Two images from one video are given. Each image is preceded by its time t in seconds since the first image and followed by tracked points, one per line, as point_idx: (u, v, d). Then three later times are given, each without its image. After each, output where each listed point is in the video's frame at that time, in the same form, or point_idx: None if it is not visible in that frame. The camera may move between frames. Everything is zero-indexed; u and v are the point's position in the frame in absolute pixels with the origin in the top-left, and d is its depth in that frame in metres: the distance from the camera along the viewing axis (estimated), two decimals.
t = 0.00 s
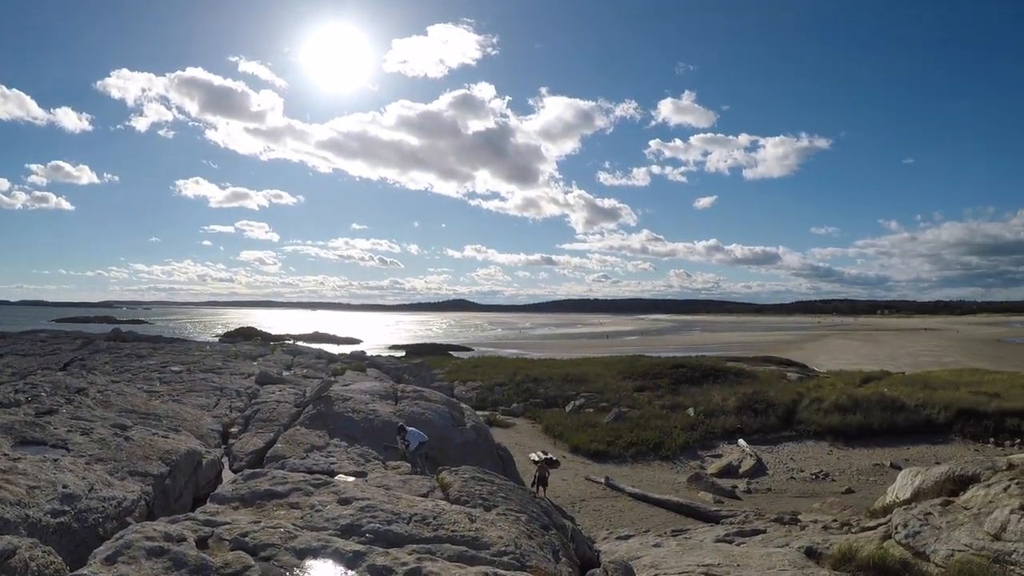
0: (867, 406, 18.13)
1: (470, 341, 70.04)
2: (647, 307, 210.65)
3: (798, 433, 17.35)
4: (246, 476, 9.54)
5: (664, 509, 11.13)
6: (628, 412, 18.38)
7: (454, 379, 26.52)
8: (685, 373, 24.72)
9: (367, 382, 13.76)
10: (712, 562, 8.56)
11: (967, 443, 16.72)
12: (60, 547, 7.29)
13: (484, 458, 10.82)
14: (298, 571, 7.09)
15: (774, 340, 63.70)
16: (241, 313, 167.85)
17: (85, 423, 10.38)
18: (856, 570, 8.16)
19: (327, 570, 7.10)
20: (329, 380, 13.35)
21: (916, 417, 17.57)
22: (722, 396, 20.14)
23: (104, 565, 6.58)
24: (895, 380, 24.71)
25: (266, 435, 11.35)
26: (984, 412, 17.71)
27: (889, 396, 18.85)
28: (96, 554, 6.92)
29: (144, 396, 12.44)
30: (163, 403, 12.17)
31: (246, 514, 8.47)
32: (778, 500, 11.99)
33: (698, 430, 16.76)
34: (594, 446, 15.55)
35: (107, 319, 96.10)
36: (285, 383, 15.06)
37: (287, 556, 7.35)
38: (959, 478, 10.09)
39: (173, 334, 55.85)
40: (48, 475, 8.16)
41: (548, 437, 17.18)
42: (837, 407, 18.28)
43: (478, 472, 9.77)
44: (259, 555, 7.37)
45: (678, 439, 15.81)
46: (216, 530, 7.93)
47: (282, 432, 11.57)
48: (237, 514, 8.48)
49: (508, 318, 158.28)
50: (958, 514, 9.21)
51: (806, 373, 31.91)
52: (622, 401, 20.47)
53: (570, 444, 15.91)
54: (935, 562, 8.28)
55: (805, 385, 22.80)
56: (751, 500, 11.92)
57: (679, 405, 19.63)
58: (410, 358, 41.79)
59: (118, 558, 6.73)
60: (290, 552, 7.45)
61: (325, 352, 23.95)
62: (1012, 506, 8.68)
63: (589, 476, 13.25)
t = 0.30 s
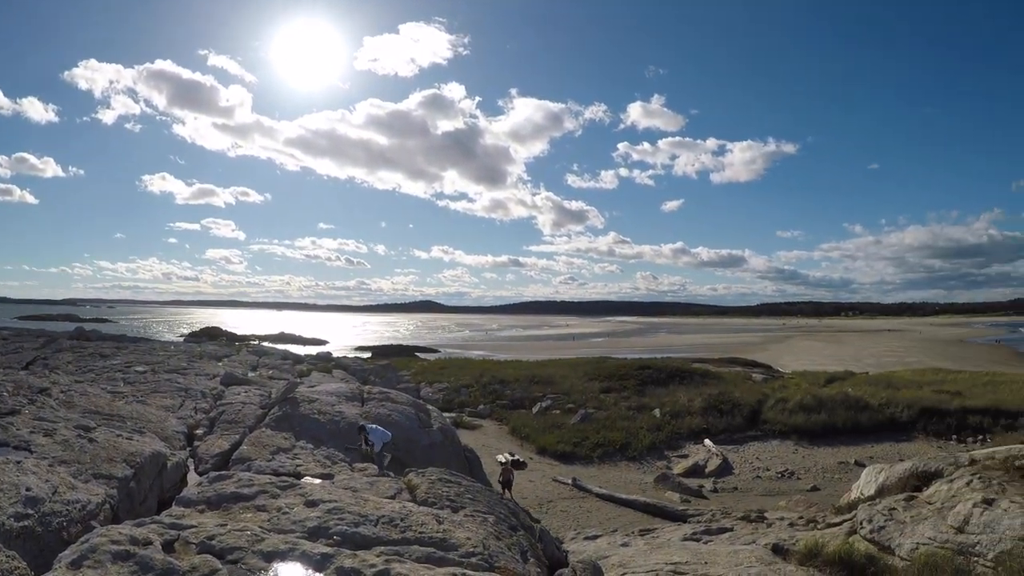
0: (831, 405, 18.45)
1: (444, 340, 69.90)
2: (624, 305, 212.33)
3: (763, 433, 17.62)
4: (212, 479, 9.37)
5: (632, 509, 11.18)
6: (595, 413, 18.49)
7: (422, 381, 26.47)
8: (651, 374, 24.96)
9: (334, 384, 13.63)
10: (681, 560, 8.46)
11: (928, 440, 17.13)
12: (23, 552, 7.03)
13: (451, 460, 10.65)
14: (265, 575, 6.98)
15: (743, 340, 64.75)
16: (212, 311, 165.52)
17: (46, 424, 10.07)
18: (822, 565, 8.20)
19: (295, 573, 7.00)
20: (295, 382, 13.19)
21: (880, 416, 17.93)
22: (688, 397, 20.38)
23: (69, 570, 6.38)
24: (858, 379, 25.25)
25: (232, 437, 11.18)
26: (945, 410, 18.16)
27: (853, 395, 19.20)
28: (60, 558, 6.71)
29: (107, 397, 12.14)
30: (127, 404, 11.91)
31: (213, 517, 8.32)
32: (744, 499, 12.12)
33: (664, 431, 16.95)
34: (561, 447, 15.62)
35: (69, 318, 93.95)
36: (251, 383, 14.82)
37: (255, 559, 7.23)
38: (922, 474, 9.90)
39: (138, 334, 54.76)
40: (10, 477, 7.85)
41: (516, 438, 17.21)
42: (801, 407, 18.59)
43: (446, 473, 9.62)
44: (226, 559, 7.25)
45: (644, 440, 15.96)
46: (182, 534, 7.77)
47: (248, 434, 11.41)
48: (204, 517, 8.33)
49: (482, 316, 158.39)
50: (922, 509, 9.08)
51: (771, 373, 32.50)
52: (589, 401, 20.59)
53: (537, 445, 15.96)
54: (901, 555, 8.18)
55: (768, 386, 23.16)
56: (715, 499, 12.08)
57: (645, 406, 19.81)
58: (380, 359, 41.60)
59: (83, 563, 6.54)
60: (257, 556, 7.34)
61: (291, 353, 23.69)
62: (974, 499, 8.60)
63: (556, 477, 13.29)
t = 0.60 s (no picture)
0: (800, 405, 18.69)
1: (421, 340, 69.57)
2: (605, 306, 213.46)
3: (734, 432, 17.82)
4: (181, 481, 9.24)
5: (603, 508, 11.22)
6: (567, 413, 18.55)
7: (393, 381, 26.35)
8: (622, 374, 25.12)
9: (305, 384, 13.53)
10: (652, 558, 8.36)
11: (897, 438, 17.46)
12: None
13: (421, 461, 10.54)
14: None
15: (717, 341, 65.51)
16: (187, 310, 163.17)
17: (13, 426, 9.83)
18: (793, 563, 8.19)
19: None
20: (266, 382, 13.06)
21: (850, 415, 18.21)
22: (659, 396, 20.54)
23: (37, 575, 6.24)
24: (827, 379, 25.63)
25: (202, 438, 11.05)
26: (913, 409, 18.52)
27: (823, 395, 19.46)
28: (27, 564, 6.55)
29: (75, 398, 11.90)
30: (95, 406, 11.69)
31: (183, 519, 8.19)
32: (714, 498, 12.22)
33: (635, 430, 17.08)
34: (533, 447, 15.65)
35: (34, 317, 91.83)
36: (221, 384, 14.64)
37: (225, 562, 7.14)
38: (891, 472, 9.81)
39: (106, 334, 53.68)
40: None
41: (487, 438, 17.20)
42: (771, 407, 18.82)
43: (417, 473, 9.56)
44: (196, 561, 7.16)
45: (616, 439, 16.05)
46: (151, 536, 7.65)
47: (218, 435, 11.29)
48: (174, 519, 8.20)
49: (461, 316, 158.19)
50: (890, 507, 8.99)
51: (741, 373, 32.94)
52: (560, 401, 20.65)
53: (509, 445, 15.97)
54: (870, 553, 8.14)
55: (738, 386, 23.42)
56: (685, 498, 12.20)
57: (616, 406, 19.92)
58: (351, 359, 41.26)
59: (52, 568, 6.40)
60: (228, 558, 7.25)
61: (261, 352, 23.41)
62: (941, 497, 8.56)
63: (528, 477, 13.32)
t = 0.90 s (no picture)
0: (763, 405, 18.98)
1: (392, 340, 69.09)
2: (581, 306, 214.52)
3: (698, 431, 18.02)
4: (143, 482, 9.05)
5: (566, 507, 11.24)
6: (531, 413, 18.59)
7: (357, 381, 26.13)
8: (587, 373, 25.23)
9: (268, 384, 13.37)
10: (617, 557, 8.16)
11: (858, 438, 17.82)
12: None
13: (385, 462, 10.46)
14: None
15: (686, 341, 66.27)
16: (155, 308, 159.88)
17: None
18: (755, 560, 7.89)
19: None
20: (228, 381, 12.88)
21: (811, 415, 18.52)
22: (623, 397, 20.69)
23: None
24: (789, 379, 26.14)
25: (165, 439, 10.86)
26: (873, 409, 18.92)
27: (785, 395, 19.76)
28: None
29: (33, 398, 11.59)
30: (55, 406, 11.41)
31: (144, 522, 8.03)
32: (678, 497, 12.32)
33: (599, 430, 17.18)
34: (497, 447, 15.64)
35: None
36: (184, 384, 14.37)
37: (187, 565, 7.01)
38: (852, 471, 9.70)
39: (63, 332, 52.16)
40: None
41: (451, 438, 17.13)
42: (734, 406, 19.07)
43: (381, 473, 9.51)
44: (158, 565, 7.03)
45: (580, 439, 16.13)
46: (112, 540, 7.48)
47: (181, 436, 11.11)
48: (135, 522, 8.04)
49: (435, 316, 157.50)
50: (852, 505, 8.69)
51: (704, 373, 33.43)
52: (524, 401, 20.67)
53: (473, 445, 15.94)
54: (832, 550, 7.88)
55: (701, 386, 23.68)
56: (648, 497, 12.30)
57: (580, 405, 20.00)
58: (313, 358, 40.75)
59: (10, 572, 6.21)
60: (190, 561, 7.12)
61: (222, 352, 23.01)
62: (902, 495, 8.30)
63: (492, 477, 13.30)
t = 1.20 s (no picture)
0: (731, 405, 19.15)
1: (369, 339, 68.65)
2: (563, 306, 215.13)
3: (667, 431, 18.11)
4: (109, 483, 8.88)
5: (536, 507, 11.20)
6: (501, 413, 18.57)
7: (325, 381, 25.89)
8: (556, 373, 25.21)
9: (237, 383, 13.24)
10: (587, 557, 8.06)
11: (826, 437, 18.04)
12: None
13: (353, 462, 10.35)
14: None
15: (662, 342, 66.71)
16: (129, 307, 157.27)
17: None
18: (722, 560, 7.84)
19: None
20: (196, 381, 12.73)
21: (780, 415, 18.70)
22: (593, 397, 20.76)
23: None
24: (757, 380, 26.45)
25: (133, 439, 10.69)
26: (842, 409, 19.18)
27: (754, 395, 19.96)
28: None
29: None
30: (19, 405, 11.16)
31: (110, 523, 7.88)
32: (647, 497, 12.35)
33: (569, 430, 17.21)
34: (467, 447, 15.59)
35: None
36: (152, 383, 14.12)
37: (153, 566, 6.89)
38: (819, 471, 9.73)
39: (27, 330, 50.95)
40: None
41: (419, 438, 17.04)
42: (703, 407, 19.19)
43: (350, 474, 9.43)
44: (123, 567, 6.89)
45: (549, 439, 16.14)
46: (77, 541, 7.32)
47: (149, 436, 10.95)
48: (101, 523, 7.88)
49: (415, 316, 156.82)
50: (819, 504, 8.69)
51: (674, 374, 33.72)
52: (493, 401, 20.63)
53: (442, 445, 15.88)
54: (799, 549, 7.89)
55: (670, 386, 23.79)
56: (617, 497, 12.33)
57: (550, 406, 20.00)
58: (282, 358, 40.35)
59: None
60: (156, 563, 6.99)
61: (189, 351, 22.68)
62: (868, 494, 8.28)
63: (462, 477, 13.24)
